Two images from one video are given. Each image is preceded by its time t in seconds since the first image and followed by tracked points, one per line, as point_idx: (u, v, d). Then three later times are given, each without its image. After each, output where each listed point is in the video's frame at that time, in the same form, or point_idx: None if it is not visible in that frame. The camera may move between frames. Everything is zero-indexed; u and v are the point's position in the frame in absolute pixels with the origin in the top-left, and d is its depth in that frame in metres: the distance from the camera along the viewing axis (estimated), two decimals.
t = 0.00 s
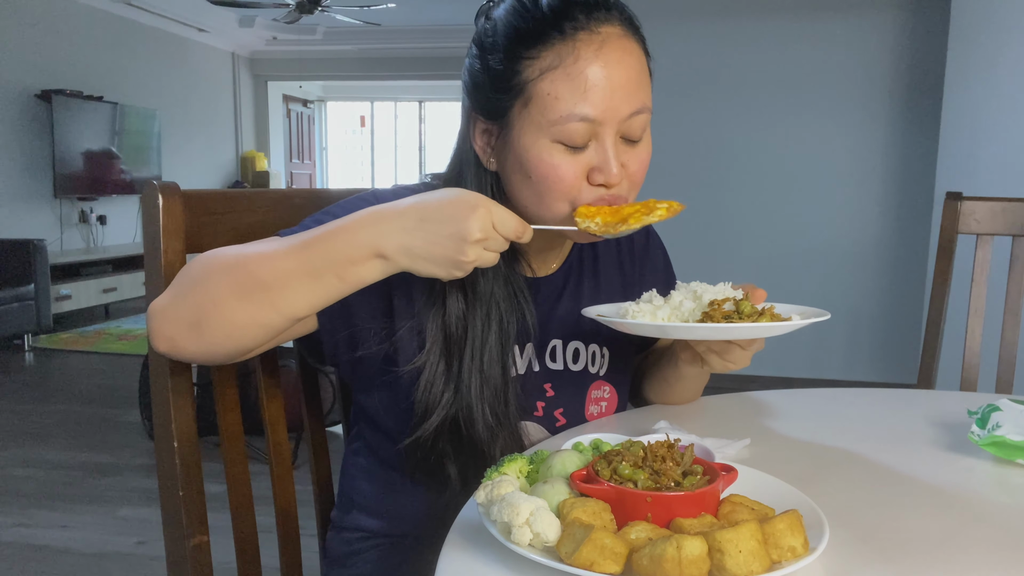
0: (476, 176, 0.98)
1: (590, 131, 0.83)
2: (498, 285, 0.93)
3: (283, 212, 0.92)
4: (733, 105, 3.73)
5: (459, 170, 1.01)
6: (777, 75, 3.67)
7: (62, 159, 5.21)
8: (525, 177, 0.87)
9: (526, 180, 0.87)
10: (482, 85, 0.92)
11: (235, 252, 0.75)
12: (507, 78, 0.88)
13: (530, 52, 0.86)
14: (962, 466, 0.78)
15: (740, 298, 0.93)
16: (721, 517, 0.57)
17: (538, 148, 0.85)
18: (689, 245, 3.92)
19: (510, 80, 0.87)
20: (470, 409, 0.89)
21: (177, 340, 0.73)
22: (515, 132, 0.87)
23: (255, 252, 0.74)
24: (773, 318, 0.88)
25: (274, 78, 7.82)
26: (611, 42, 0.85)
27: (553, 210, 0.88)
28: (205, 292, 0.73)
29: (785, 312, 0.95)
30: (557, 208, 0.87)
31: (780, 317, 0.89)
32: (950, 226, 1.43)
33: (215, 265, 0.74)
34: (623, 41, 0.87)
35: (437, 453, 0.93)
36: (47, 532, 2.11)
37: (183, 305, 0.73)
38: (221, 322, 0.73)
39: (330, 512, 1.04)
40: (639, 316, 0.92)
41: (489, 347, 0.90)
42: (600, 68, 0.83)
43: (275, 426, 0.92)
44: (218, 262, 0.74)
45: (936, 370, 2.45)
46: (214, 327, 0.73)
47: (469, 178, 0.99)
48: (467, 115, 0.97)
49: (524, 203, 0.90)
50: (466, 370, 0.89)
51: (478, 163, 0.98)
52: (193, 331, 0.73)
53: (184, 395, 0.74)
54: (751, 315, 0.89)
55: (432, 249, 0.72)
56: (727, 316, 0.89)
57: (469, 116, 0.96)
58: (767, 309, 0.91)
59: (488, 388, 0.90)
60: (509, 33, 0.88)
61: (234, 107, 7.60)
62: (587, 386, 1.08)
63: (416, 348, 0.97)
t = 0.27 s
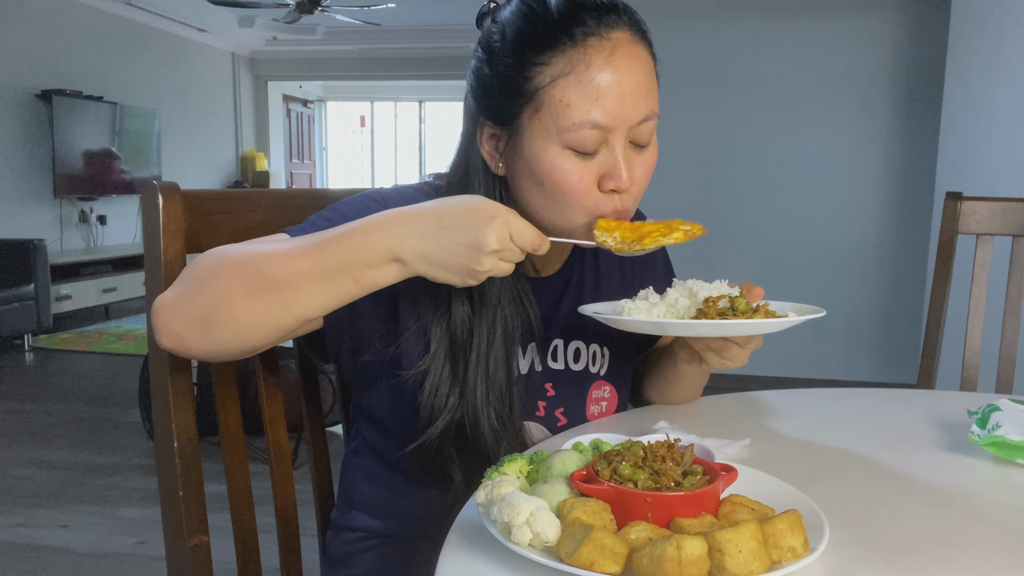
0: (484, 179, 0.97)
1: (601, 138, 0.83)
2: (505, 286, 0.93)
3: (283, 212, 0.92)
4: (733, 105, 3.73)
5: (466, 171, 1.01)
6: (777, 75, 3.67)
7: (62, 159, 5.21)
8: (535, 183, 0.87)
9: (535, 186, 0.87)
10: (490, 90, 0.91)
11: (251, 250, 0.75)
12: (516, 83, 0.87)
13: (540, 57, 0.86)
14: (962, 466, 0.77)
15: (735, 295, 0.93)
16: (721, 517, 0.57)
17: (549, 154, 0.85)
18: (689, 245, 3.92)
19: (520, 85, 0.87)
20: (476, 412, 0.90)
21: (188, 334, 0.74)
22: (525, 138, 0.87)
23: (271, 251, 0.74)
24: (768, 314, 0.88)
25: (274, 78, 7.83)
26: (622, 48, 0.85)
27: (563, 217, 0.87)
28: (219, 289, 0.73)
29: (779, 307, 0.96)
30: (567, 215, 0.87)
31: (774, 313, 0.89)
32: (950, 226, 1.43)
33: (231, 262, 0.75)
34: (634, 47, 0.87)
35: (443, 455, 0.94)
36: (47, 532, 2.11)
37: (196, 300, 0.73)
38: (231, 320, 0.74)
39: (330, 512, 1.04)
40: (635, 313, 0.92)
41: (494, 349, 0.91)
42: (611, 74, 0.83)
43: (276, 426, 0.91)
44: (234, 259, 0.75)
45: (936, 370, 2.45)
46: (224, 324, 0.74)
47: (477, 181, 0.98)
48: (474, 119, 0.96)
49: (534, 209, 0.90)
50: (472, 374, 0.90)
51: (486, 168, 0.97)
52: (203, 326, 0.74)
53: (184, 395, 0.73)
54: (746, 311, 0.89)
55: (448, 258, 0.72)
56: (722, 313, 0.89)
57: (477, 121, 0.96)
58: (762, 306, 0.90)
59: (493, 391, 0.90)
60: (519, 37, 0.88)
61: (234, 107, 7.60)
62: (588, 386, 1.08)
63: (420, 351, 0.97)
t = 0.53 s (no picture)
0: (489, 179, 0.97)
1: (605, 131, 0.83)
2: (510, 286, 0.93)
3: (284, 212, 0.92)
4: (734, 105, 3.73)
5: (470, 170, 1.00)
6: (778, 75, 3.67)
7: (62, 159, 5.21)
8: (540, 179, 0.87)
9: (541, 182, 0.87)
10: (494, 87, 0.91)
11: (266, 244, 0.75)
12: (520, 79, 0.87)
13: (544, 53, 0.86)
14: (962, 466, 0.78)
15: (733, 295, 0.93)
16: (722, 517, 0.57)
17: (554, 149, 0.85)
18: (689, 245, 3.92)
19: (524, 81, 0.87)
20: (480, 412, 0.90)
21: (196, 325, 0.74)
22: (530, 134, 0.87)
23: (287, 246, 0.74)
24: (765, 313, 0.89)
25: (274, 78, 7.83)
26: (624, 43, 0.86)
27: (570, 214, 0.87)
28: (231, 282, 0.74)
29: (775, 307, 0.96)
30: (574, 212, 0.87)
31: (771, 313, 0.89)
32: (950, 226, 1.43)
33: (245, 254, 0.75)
34: (636, 43, 0.87)
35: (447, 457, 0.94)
36: (47, 532, 2.11)
37: (208, 292, 0.73)
38: (239, 314, 0.74)
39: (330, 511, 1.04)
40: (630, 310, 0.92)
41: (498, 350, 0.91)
42: (614, 68, 0.84)
43: (276, 426, 0.91)
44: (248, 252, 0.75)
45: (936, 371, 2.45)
46: (231, 318, 0.74)
47: (481, 180, 0.97)
48: (478, 118, 0.96)
49: (540, 206, 0.89)
50: (476, 375, 0.90)
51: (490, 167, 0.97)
52: (212, 319, 0.74)
53: (184, 395, 0.73)
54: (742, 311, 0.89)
55: (463, 262, 0.72)
56: (719, 312, 0.89)
57: (480, 119, 0.95)
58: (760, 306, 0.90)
59: (498, 392, 0.90)
60: (522, 33, 0.88)
61: (234, 107, 7.59)
62: (590, 386, 1.08)
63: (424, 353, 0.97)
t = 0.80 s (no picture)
0: (489, 170, 0.97)
1: (601, 114, 0.84)
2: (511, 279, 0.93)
3: (283, 212, 0.92)
4: (734, 105, 3.73)
5: (467, 164, 1.00)
6: (777, 75, 3.66)
7: (61, 159, 5.21)
8: (540, 166, 0.87)
9: (540, 168, 0.87)
10: (487, 76, 0.91)
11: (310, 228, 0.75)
12: (514, 67, 0.87)
13: (537, 39, 0.86)
14: (962, 466, 0.77)
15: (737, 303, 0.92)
16: (722, 517, 0.57)
17: (552, 134, 0.85)
18: (689, 245, 3.92)
19: (518, 68, 0.87)
20: (484, 404, 0.90)
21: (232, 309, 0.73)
22: (526, 121, 0.87)
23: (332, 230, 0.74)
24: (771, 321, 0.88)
25: (274, 78, 7.83)
26: (614, 27, 0.86)
27: (572, 198, 0.88)
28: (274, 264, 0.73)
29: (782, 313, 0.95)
30: (576, 197, 0.87)
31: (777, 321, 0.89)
32: (950, 226, 1.43)
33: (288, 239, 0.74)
34: (625, 26, 0.88)
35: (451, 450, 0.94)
36: (47, 532, 2.11)
37: (251, 276, 0.72)
38: (280, 300, 0.73)
39: (331, 511, 1.04)
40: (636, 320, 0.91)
41: (501, 343, 0.91)
42: (606, 52, 0.84)
43: (276, 426, 0.91)
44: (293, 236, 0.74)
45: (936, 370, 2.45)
46: (271, 304, 0.73)
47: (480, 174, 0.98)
48: (472, 109, 0.96)
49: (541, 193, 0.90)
50: (481, 369, 0.90)
51: (487, 159, 0.97)
52: (251, 304, 0.73)
53: (184, 395, 0.73)
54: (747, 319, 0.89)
55: (513, 250, 0.73)
56: (724, 321, 0.88)
57: (475, 110, 0.95)
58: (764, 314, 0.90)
59: (502, 385, 0.90)
60: (515, 22, 0.88)
61: (234, 107, 7.60)
62: (591, 381, 1.08)
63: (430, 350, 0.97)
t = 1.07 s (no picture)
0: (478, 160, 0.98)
1: (585, 95, 0.84)
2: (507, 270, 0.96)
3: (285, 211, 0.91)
4: (733, 105, 3.73)
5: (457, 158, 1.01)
6: (777, 75, 3.67)
7: (62, 159, 5.21)
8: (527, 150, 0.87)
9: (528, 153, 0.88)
10: (475, 68, 0.93)
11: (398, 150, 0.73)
12: (498, 57, 0.89)
13: (518, 28, 0.87)
14: (962, 466, 0.77)
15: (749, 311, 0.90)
16: (722, 517, 0.57)
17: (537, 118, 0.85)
18: (689, 245, 3.92)
19: (502, 58, 0.89)
20: (493, 393, 0.92)
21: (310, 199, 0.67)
22: (512, 108, 0.88)
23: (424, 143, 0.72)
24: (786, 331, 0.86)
25: (274, 78, 7.83)
26: (594, 11, 0.87)
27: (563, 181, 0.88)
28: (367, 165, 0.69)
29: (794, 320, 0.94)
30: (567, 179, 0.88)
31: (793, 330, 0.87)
32: (950, 226, 1.43)
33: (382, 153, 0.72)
34: (604, 11, 0.88)
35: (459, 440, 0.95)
36: (47, 532, 2.11)
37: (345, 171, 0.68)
38: (367, 205, 0.67)
39: (331, 509, 1.04)
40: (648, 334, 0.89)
41: (506, 333, 0.93)
42: (587, 34, 0.84)
43: (276, 426, 0.92)
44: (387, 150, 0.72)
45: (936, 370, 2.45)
46: (356, 210, 0.66)
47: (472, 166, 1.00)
48: (463, 103, 0.98)
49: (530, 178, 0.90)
50: (490, 361, 0.92)
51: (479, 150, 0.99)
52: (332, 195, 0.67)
53: (184, 394, 0.73)
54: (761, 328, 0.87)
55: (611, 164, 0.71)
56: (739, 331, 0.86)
57: (465, 103, 0.97)
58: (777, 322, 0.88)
59: (509, 376, 0.93)
60: (498, 16, 0.90)
61: (234, 107, 7.60)
62: (591, 376, 1.09)
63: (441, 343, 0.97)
